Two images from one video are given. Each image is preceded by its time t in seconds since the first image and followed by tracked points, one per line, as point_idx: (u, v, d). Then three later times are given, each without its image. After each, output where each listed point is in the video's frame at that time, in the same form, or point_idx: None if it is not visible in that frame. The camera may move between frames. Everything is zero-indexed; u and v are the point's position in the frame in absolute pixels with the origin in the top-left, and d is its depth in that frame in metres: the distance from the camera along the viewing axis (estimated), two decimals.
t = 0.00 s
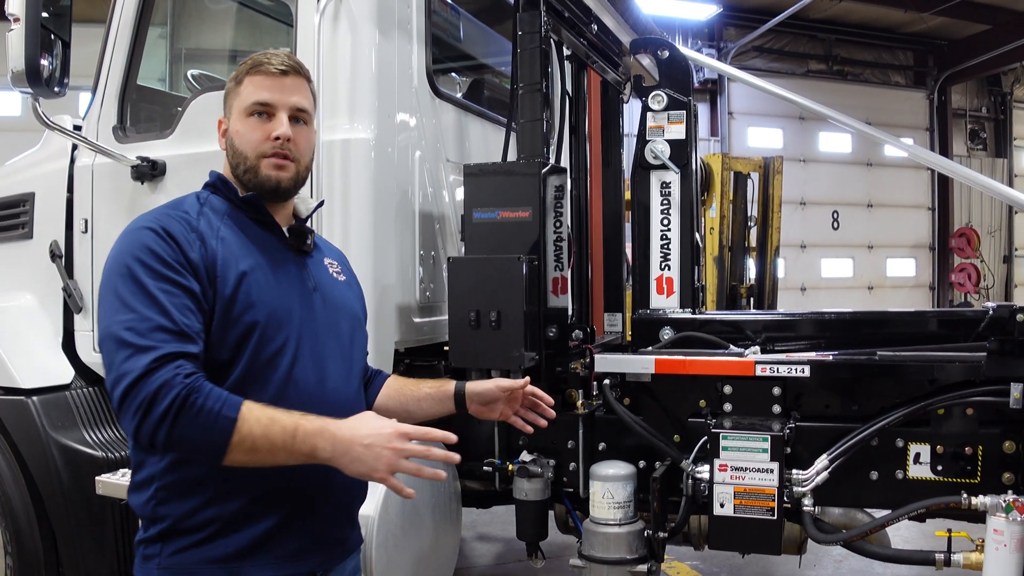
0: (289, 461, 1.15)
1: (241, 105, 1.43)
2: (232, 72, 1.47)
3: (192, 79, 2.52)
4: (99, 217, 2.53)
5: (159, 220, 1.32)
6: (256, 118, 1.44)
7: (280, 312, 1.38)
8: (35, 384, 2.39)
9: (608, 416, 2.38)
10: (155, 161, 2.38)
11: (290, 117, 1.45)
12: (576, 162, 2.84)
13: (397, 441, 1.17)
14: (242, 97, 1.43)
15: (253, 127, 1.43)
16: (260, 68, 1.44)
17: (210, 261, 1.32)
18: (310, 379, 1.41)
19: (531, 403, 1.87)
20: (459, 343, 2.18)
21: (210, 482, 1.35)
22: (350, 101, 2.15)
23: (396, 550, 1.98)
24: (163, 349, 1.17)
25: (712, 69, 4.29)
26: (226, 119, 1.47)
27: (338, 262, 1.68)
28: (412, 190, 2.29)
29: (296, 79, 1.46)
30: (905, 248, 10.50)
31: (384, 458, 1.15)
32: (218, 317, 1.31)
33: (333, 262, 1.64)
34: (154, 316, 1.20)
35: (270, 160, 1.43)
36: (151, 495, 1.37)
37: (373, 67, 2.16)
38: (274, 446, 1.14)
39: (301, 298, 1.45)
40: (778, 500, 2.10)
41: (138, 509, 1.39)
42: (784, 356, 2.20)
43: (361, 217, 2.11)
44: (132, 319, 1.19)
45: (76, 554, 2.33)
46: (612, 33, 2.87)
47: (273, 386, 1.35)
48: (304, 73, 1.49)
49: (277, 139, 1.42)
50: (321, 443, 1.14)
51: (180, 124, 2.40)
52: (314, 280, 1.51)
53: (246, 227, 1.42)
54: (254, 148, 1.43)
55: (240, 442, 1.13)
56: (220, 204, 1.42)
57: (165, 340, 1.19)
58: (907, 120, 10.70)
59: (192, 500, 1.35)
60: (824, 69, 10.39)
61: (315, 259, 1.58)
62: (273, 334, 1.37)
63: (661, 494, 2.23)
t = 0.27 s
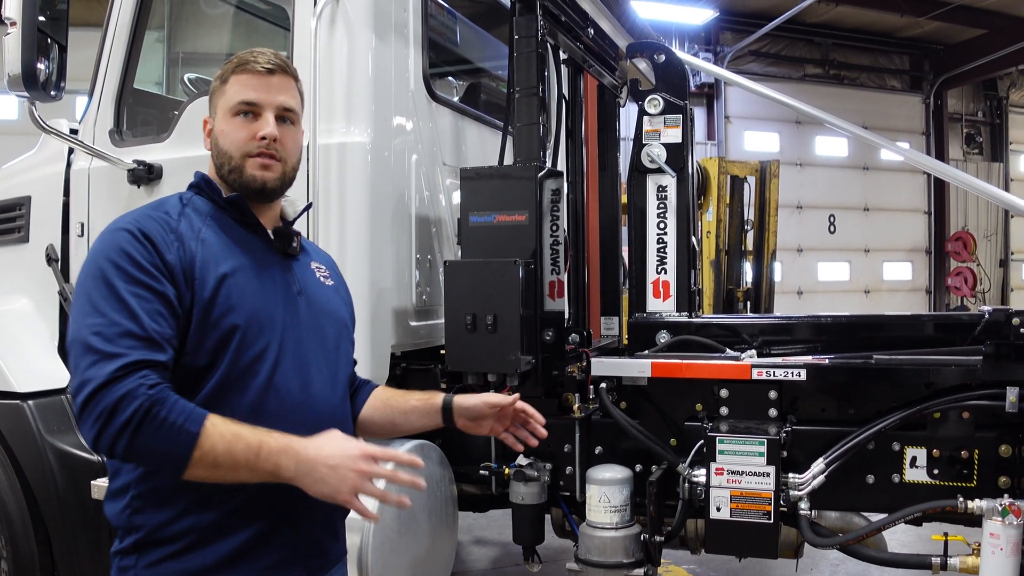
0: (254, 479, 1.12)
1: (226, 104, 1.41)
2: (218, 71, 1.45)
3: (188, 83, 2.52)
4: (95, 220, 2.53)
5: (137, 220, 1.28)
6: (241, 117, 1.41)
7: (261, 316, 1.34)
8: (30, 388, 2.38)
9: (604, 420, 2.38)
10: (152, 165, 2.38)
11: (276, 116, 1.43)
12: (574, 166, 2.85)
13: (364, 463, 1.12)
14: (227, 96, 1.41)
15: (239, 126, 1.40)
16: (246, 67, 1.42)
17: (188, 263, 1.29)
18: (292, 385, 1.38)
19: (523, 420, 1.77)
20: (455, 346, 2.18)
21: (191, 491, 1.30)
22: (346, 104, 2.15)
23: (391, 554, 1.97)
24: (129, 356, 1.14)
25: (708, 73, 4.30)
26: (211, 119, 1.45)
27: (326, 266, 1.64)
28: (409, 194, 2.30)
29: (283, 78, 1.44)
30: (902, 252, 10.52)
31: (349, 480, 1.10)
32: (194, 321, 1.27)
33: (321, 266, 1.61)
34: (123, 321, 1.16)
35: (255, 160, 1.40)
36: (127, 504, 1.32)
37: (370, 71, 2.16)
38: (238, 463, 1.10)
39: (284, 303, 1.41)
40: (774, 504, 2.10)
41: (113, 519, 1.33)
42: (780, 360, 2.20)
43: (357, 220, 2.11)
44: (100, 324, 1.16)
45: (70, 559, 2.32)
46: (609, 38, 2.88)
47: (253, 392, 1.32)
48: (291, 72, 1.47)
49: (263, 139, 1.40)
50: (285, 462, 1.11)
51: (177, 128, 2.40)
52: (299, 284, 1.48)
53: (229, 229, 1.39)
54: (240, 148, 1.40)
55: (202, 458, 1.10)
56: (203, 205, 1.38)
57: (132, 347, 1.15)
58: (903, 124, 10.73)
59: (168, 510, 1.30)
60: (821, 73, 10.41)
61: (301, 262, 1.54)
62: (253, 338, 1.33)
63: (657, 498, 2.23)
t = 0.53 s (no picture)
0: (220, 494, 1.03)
1: (206, 98, 1.31)
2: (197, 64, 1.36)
3: (185, 83, 2.52)
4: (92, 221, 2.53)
5: (108, 217, 1.18)
6: (222, 112, 1.32)
7: (244, 319, 1.25)
8: (26, 388, 2.37)
9: (602, 420, 2.38)
10: (148, 165, 2.37)
11: (260, 111, 1.34)
12: (571, 167, 2.85)
13: (337, 481, 1.02)
14: (207, 90, 1.31)
15: (220, 121, 1.31)
16: (228, 59, 1.33)
17: (165, 262, 1.19)
18: (276, 392, 1.28)
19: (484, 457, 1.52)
20: (452, 347, 2.18)
21: (167, 499, 1.20)
22: (344, 105, 2.15)
23: (388, 555, 1.97)
24: (93, 364, 1.05)
25: (705, 74, 4.31)
26: (189, 113, 1.35)
27: (310, 266, 1.55)
28: (406, 195, 2.30)
29: (266, 71, 1.35)
30: (898, 253, 10.55)
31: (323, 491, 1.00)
32: (171, 325, 1.18)
33: (304, 267, 1.51)
34: (87, 326, 1.07)
35: (238, 158, 1.32)
36: (100, 515, 1.22)
37: (367, 72, 2.17)
38: (204, 478, 1.02)
39: (269, 305, 1.31)
40: (771, 504, 2.10)
41: (86, 530, 1.24)
42: (777, 360, 2.20)
43: (353, 220, 2.11)
44: (64, 328, 1.07)
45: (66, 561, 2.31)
46: (606, 39, 2.88)
47: (235, 400, 1.22)
48: (275, 66, 1.38)
49: (247, 135, 1.31)
50: (253, 476, 1.01)
51: (174, 129, 2.40)
52: (284, 285, 1.38)
53: (210, 226, 1.29)
54: (222, 144, 1.31)
55: (166, 471, 1.02)
56: (183, 201, 1.28)
57: (96, 354, 1.06)
58: (899, 126, 10.76)
59: (149, 517, 1.20)
60: (818, 75, 10.40)
61: (284, 262, 1.44)
62: (235, 342, 1.23)
63: (654, 499, 2.23)
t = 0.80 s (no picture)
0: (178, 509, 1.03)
1: (180, 90, 1.30)
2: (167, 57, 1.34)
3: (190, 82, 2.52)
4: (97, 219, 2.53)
5: (79, 222, 1.16)
6: (197, 103, 1.30)
7: (223, 322, 1.23)
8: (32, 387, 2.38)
9: (607, 419, 2.38)
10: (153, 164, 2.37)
11: (235, 101, 1.33)
12: (575, 165, 2.86)
13: (304, 491, 1.02)
14: (180, 81, 1.30)
15: (195, 113, 1.29)
16: (199, 49, 1.31)
17: (137, 266, 1.17)
18: (260, 394, 1.27)
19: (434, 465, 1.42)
20: (457, 345, 2.18)
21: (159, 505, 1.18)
22: (349, 103, 2.15)
23: (392, 552, 1.98)
24: (53, 378, 1.04)
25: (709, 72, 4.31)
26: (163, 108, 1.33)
27: (297, 263, 1.52)
28: (411, 193, 2.30)
29: (239, 59, 1.34)
30: (902, 252, 10.53)
31: (290, 495, 1.00)
32: (146, 332, 1.16)
33: (291, 265, 1.48)
34: (50, 337, 1.06)
35: (216, 148, 1.30)
36: (81, 524, 1.20)
37: (372, 70, 2.17)
38: (162, 492, 1.02)
39: (251, 306, 1.29)
40: (776, 502, 2.10)
41: (68, 540, 1.21)
42: (782, 358, 2.20)
43: (359, 218, 2.12)
44: (26, 339, 1.06)
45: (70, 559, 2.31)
46: (610, 37, 2.87)
47: (216, 403, 1.21)
48: (248, 54, 1.37)
49: (224, 125, 1.29)
50: (215, 487, 1.02)
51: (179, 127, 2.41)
52: (268, 285, 1.36)
53: (188, 226, 1.27)
54: (198, 136, 1.29)
55: (123, 486, 1.02)
56: (159, 201, 1.27)
57: (56, 367, 1.05)
58: (903, 125, 10.74)
59: (124, 531, 1.17)
60: (821, 74, 10.41)
61: (268, 260, 1.42)
62: (214, 346, 1.21)
63: (659, 497, 2.24)
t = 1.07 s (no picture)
0: (181, 448, 1.01)
1: (142, 91, 1.29)
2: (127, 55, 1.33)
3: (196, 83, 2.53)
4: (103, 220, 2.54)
5: (45, 231, 1.16)
6: (159, 104, 1.30)
7: (196, 327, 1.25)
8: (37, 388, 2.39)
9: (612, 419, 2.38)
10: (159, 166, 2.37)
11: (199, 98, 1.31)
12: (581, 166, 2.84)
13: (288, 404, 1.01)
14: (141, 81, 1.29)
15: (158, 115, 1.29)
16: (159, 47, 1.30)
17: (105, 275, 1.18)
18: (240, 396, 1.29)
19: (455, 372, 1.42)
20: (462, 345, 2.18)
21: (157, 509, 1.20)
22: (354, 104, 2.16)
23: (398, 553, 1.98)
24: (26, 386, 1.03)
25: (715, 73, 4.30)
26: (128, 110, 1.33)
27: (278, 257, 1.53)
28: (417, 194, 2.31)
29: (201, 54, 1.33)
30: (907, 252, 10.50)
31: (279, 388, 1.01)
32: (120, 342, 1.18)
33: (271, 260, 1.48)
34: (21, 349, 1.05)
35: (181, 150, 1.29)
36: (63, 536, 1.21)
37: (377, 71, 2.17)
38: (158, 435, 1.01)
39: (227, 309, 1.31)
40: (782, 503, 2.10)
41: (53, 551, 1.22)
42: (788, 359, 2.20)
43: (364, 219, 2.12)
44: None
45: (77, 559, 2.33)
46: (615, 38, 2.88)
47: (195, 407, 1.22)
48: (211, 47, 1.35)
49: (188, 125, 1.29)
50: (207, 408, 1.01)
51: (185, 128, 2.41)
52: (245, 285, 1.37)
53: (159, 229, 1.28)
54: (162, 138, 1.29)
55: (121, 443, 1.00)
56: (129, 205, 1.28)
57: (30, 375, 1.04)
58: (909, 124, 10.71)
59: (112, 541, 1.18)
60: (826, 73, 10.40)
61: (245, 257, 1.41)
62: (190, 351, 1.23)
63: (664, 497, 2.24)
